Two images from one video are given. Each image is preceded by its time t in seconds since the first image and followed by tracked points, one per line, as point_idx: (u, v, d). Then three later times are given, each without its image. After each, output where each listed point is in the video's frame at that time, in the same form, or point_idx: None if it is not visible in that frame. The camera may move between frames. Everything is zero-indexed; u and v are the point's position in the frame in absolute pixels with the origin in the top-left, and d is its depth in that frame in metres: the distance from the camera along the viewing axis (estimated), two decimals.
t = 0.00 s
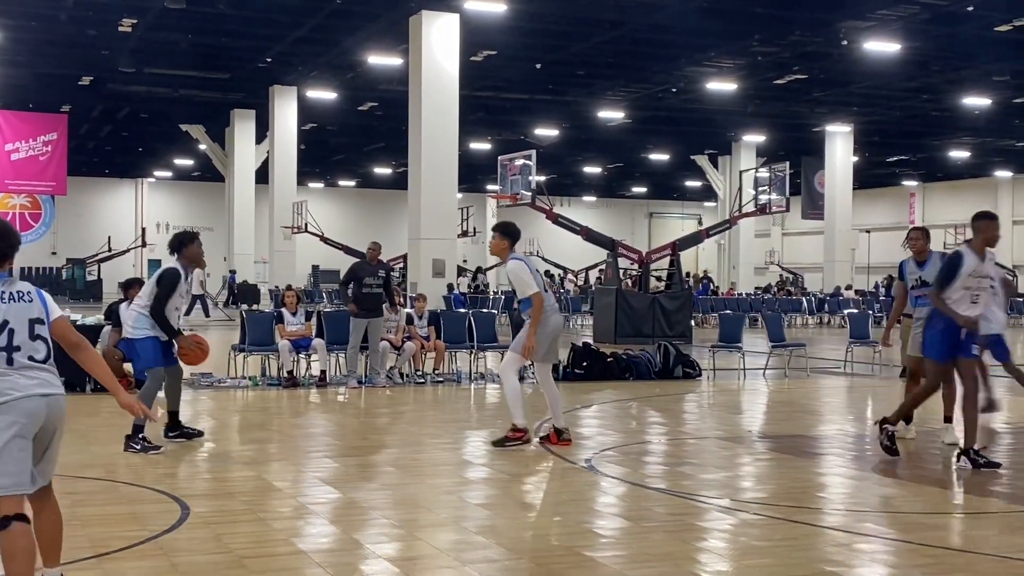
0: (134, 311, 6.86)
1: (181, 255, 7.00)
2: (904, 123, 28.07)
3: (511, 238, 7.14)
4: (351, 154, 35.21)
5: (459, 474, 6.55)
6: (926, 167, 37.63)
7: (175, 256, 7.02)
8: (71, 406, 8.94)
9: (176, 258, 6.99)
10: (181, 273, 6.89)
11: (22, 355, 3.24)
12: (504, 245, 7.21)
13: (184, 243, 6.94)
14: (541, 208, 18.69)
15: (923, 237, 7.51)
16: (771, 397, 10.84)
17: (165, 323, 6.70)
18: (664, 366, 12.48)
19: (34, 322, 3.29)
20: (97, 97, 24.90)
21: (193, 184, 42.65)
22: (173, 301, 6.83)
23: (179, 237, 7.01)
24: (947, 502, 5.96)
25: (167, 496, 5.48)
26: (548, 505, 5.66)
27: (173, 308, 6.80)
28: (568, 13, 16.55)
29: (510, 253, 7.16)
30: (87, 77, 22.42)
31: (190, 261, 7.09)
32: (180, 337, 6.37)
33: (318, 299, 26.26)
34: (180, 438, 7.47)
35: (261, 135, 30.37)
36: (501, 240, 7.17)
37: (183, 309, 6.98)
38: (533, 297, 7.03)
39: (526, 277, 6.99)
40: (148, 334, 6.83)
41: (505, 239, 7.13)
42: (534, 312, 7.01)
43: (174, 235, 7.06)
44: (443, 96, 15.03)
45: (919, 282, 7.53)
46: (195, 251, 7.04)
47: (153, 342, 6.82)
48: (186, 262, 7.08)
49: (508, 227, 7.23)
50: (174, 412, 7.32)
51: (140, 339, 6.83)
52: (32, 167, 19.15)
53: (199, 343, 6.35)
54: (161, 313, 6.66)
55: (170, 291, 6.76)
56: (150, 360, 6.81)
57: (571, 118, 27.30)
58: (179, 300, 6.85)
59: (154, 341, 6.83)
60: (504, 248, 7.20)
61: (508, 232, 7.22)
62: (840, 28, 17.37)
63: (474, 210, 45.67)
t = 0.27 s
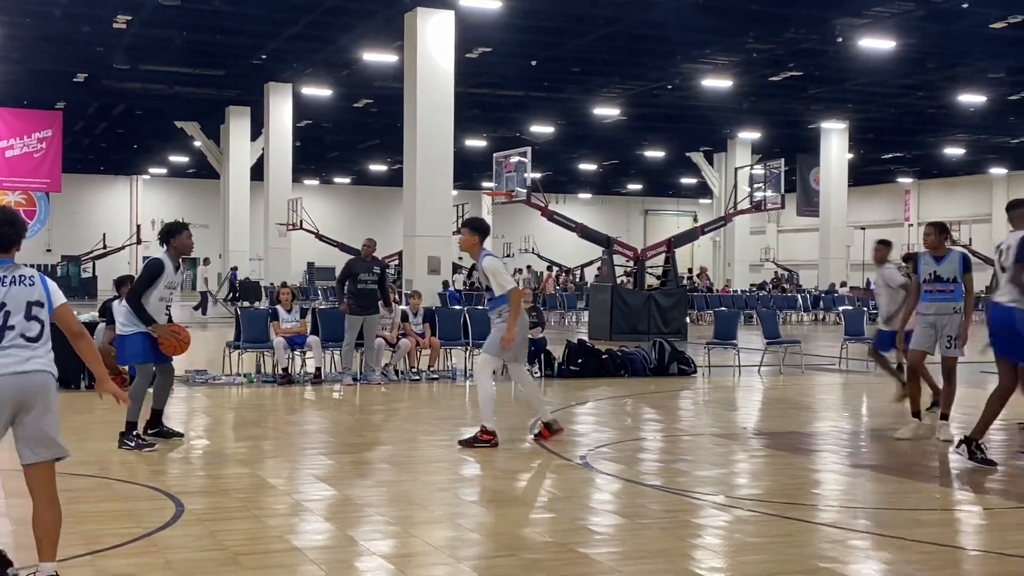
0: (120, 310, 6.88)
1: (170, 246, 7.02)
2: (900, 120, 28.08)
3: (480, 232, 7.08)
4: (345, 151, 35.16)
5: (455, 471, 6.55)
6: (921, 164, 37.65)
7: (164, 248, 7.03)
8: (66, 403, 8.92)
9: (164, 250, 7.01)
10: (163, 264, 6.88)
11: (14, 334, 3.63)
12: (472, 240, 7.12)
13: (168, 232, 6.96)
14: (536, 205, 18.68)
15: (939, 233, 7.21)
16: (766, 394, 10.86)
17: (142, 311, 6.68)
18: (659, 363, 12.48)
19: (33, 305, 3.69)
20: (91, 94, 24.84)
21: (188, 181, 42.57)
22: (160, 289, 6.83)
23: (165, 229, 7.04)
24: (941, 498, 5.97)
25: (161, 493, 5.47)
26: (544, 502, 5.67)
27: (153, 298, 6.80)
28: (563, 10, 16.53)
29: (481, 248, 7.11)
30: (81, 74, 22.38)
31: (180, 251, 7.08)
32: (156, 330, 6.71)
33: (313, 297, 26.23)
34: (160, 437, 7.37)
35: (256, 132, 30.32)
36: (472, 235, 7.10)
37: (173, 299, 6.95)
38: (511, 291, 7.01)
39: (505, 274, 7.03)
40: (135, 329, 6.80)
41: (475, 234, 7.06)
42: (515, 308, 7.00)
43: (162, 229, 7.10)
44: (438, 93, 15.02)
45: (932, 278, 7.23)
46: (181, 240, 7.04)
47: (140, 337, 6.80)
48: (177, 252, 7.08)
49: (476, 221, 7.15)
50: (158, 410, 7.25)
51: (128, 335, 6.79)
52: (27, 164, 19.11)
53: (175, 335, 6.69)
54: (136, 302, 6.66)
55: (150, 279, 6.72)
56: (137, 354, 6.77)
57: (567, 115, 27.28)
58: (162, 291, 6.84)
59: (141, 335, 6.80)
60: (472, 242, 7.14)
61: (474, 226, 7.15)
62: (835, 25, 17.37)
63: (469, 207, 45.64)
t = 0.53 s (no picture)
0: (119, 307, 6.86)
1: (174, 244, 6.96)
2: (896, 117, 28.10)
3: (448, 222, 7.21)
4: (343, 148, 35.14)
5: (452, 468, 6.56)
6: (918, 160, 37.68)
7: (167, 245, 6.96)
8: (62, 400, 8.92)
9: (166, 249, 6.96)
10: (168, 261, 6.84)
11: None
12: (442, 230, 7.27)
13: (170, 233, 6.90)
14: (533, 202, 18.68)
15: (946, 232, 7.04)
16: (763, 391, 10.87)
17: (145, 307, 6.69)
18: (656, 360, 12.50)
19: (16, 310, 3.74)
20: (88, 91, 24.80)
21: (184, 178, 42.53)
22: (163, 287, 6.80)
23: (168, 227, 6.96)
24: (939, 495, 5.98)
25: (159, 490, 5.48)
26: (542, 499, 5.68)
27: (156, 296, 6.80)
28: (560, 6, 16.52)
29: (449, 238, 7.23)
30: (78, 71, 22.36)
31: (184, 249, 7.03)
32: (157, 326, 6.74)
33: (310, 294, 26.22)
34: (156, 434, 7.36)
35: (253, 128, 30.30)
36: (438, 225, 7.24)
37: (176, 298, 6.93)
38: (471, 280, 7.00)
39: (468, 260, 7.09)
40: (136, 325, 6.78)
41: (442, 224, 7.20)
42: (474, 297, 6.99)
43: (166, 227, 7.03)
44: (435, 90, 15.02)
45: (938, 279, 7.10)
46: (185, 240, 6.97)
47: (141, 334, 6.79)
48: (179, 250, 7.02)
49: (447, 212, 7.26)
50: (153, 408, 7.22)
51: (129, 331, 6.78)
52: (23, 160, 19.08)
53: (174, 335, 6.73)
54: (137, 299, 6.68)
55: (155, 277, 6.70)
56: (138, 351, 6.77)
57: (564, 112, 27.28)
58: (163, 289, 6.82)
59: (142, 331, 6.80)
60: (443, 234, 7.27)
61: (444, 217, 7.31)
62: (832, 22, 17.38)
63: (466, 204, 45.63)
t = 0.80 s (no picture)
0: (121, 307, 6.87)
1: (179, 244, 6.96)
2: (895, 114, 28.11)
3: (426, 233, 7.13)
4: (341, 145, 35.12)
5: (450, 465, 6.56)
6: (917, 158, 37.69)
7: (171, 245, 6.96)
8: (61, 398, 8.91)
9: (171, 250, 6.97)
10: (171, 261, 6.85)
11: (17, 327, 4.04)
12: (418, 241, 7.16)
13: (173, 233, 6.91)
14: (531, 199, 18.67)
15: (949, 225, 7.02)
16: (762, 388, 10.88)
17: (146, 306, 6.70)
18: (654, 357, 12.50)
19: (26, 299, 4.09)
20: (86, 88, 24.78)
21: (183, 175, 42.51)
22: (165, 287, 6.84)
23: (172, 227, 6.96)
24: (937, 492, 5.98)
25: (157, 488, 5.48)
26: (540, 496, 5.67)
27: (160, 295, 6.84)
28: (558, 4, 16.52)
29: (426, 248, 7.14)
30: (76, 68, 22.35)
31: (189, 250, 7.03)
32: (161, 324, 6.66)
33: (308, 291, 26.22)
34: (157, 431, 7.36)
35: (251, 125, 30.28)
36: (415, 236, 7.13)
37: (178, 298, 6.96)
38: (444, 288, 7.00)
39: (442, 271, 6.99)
40: (140, 324, 6.79)
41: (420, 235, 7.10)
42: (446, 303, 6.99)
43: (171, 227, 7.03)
44: (433, 87, 15.00)
45: (944, 270, 7.01)
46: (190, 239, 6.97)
47: (145, 331, 6.79)
48: (184, 250, 7.03)
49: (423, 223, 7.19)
50: (158, 404, 7.23)
51: (132, 330, 6.79)
52: (21, 157, 19.06)
53: (179, 330, 6.68)
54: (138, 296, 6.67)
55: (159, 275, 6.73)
56: (140, 350, 6.72)
57: (562, 109, 27.29)
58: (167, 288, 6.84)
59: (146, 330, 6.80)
60: (415, 245, 7.18)
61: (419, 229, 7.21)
62: (830, 19, 17.39)
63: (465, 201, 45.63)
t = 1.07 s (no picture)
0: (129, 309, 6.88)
1: (193, 258, 6.97)
2: (893, 111, 28.12)
3: (409, 233, 7.14)
4: (339, 143, 35.11)
5: (449, 462, 6.57)
6: (915, 154, 37.70)
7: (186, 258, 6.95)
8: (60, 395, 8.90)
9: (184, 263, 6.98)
10: (183, 274, 6.84)
11: (78, 343, 4.37)
12: (402, 240, 7.17)
13: (187, 249, 6.91)
14: (529, 195, 18.66)
15: (962, 220, 6.93)
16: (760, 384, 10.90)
17: (155, 314, 6.69)
18: (652, 354, 12.50)
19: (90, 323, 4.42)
20: (83, 85, 24.75)
21: (181, 172, 42.47)
22: (175, 299, 6.82)
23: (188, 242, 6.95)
24: (934, 489, 5.99)
25: (156, 485, 5.47)
26: (539, 493, 5.68)
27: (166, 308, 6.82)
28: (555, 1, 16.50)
29: (409, 248, 7.13)
30: (74, 66, 22.33)
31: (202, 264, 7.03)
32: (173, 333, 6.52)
33: (307, 288, 26.22)
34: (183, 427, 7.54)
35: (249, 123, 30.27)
36: (399, 237, 7.13)
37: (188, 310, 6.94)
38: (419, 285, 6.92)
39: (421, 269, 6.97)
40: (146, 327, 6.81)
41: (403, 235, 7.12)
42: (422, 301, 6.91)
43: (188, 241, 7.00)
44: (431, 84, 15.00)
45: (957, 264, 6.96)
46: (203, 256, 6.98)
47: (152, 335, 6.81)
48: (197, 266, 7.03)
49: (409, 224, 7.19)
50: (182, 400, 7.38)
51: (139, 333, 6.81)
52: (19, 155, 19.03)
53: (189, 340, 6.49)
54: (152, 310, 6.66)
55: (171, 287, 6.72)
56: (149, 351, 6.78)
57: (560, 106, 27.28)
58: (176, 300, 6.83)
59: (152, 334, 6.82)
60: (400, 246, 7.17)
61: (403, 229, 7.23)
62: (828, 16, 17.39)
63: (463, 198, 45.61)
